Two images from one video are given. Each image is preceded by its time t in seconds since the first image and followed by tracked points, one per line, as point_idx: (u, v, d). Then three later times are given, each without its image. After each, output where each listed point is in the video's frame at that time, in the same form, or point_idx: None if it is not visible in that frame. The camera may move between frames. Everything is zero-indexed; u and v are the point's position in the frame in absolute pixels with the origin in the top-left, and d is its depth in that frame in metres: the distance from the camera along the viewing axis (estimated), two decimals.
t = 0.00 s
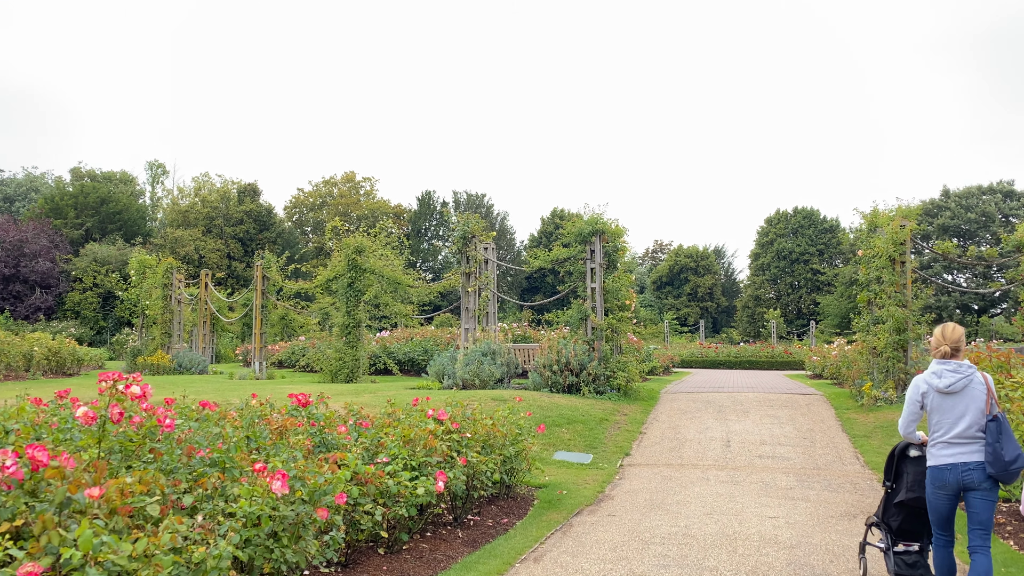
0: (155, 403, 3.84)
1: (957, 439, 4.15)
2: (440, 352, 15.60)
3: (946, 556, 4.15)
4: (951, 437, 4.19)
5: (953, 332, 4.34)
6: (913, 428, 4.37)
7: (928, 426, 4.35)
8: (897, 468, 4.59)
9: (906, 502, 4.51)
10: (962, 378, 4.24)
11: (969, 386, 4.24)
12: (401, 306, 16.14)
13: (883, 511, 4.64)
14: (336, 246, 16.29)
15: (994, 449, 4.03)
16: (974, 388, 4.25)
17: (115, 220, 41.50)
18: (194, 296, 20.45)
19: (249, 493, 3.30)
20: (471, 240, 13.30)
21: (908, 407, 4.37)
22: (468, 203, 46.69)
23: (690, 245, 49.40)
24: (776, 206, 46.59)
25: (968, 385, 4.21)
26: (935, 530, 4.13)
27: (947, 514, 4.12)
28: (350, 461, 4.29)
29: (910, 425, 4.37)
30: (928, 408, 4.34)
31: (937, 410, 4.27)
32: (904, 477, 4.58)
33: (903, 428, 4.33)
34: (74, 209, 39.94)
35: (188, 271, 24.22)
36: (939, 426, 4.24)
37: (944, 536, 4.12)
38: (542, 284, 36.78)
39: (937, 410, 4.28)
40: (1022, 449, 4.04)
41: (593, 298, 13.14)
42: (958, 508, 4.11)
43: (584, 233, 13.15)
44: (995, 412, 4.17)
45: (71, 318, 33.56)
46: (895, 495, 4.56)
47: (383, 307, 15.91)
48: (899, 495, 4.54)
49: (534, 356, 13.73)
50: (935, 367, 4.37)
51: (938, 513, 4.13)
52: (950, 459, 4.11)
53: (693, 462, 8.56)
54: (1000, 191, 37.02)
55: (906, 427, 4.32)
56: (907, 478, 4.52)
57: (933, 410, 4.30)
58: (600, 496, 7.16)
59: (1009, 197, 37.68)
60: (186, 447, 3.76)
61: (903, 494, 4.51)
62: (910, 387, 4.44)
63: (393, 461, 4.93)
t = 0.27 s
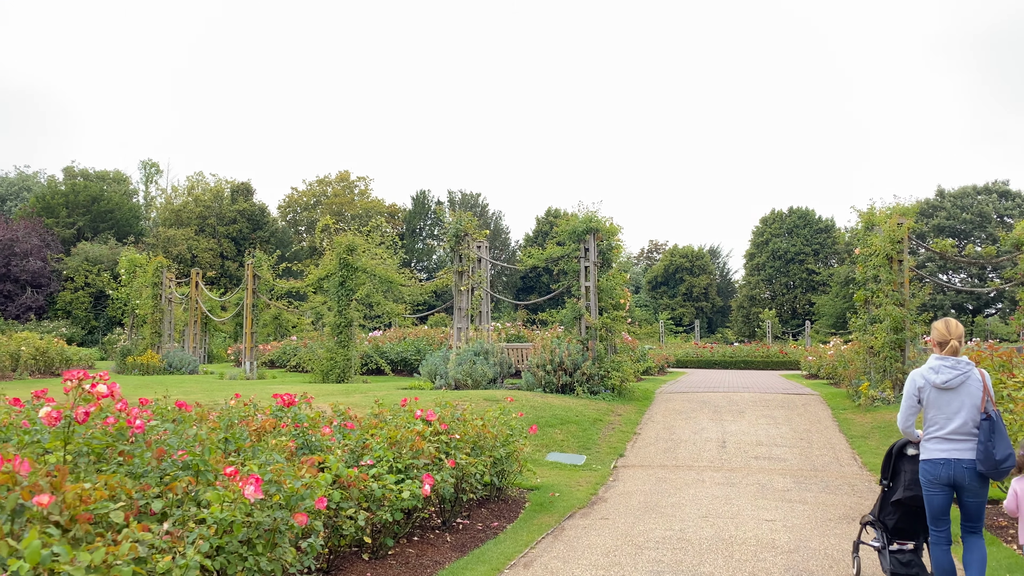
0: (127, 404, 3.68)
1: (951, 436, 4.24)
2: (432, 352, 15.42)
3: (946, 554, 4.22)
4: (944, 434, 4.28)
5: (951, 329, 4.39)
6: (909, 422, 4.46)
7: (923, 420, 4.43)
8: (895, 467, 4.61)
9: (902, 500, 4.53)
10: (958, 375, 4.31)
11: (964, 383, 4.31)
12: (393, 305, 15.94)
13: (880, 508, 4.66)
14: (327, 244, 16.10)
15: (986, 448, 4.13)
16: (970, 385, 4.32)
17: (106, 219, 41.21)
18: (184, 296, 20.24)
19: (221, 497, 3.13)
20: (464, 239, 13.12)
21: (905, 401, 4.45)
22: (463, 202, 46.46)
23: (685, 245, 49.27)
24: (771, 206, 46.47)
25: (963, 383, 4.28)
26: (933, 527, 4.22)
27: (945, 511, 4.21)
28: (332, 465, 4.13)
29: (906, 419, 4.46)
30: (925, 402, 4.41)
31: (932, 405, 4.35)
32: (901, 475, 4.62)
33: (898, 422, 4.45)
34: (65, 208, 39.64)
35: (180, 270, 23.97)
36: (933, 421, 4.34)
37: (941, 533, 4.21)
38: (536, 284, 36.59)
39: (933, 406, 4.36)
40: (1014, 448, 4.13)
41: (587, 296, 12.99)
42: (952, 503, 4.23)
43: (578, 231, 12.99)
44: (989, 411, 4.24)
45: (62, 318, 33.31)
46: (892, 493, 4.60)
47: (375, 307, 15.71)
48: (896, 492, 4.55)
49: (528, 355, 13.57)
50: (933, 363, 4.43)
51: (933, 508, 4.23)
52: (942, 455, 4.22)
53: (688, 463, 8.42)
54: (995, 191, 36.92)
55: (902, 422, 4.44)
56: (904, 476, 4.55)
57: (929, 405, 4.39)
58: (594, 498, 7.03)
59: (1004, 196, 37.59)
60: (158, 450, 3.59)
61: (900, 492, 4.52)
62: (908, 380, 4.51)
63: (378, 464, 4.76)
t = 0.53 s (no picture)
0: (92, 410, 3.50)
1: (953, 438, 4.14)
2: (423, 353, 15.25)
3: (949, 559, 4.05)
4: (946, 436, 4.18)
5: (950, 330, 4.30)
6: (906, 426, 4.35)
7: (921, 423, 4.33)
8: (887, 469, 4.48)
9: (895, 503, 4.38)
10: (956, 376, 4.24)
11: (963, 384, 4.24)
12: (383, 305, 15.75)
13: (872, 511, 4.52)
14: (316, 243, 15.91)
15: (991, 449, 4.03)
16: (968, 387, 4.25)
17: (95, 218, 40.90)
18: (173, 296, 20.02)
19: (186, 508, 2.95)
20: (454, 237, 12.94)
21: (903, 404, 4.35)
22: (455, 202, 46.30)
23: (678, 246, 49.24)
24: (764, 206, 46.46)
25: (962, 384, 4.21)
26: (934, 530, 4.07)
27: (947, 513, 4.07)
28: (310, 471, 3.97)
29: (904, 422, 4.34)
30: (923, 405, 4.32)
31: (931, 408, 4.26)
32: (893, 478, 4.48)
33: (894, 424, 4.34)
34: (54, 206, 39.33)
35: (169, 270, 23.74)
36: (931, 423, 4.24)
37: (943, 537, 4.05)
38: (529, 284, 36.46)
39: (932, 408, 4.27)
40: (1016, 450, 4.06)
41: (579, 296, 12.84)
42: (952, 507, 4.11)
43: (570, 230, 12.84)
44: (989, 412, 4.17)
45: (50, 318, 33.03)
46: (884, 496, 4.45)
47: (365, 307, 15.51)
48: (889, 495, 4.40)
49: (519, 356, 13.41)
50: (930, 365, 4.35)
51: (935, 512, 4.09)
52: (943, 458, 4.11)
53: (681, 466, 8.27)
54: (987, 192, 36.94)
55: (898, 424, 4.34)
56: (896, 478, 4.41)
57: (927, 408, 4.29)
58: (584, 503, 6.87)
59: (996, 197, 37.63)
60: (124, 457, 3.42)
61: (893, 495, 4.37)
62: (904, 383, 4.42)
63: (360, 469, 4.61)
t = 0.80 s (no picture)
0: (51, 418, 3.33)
1: (950, 446, 4.08)
2: (408, 353, 15.08)
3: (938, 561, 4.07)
4: (944, 444, 4.10)
5: (947, 336, 4.18)
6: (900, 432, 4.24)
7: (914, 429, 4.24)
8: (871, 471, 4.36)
9: (879, 505, 4.27)
10: (953, 383, 4.14)
11: (958, 391, 4.15)
12: (369, 305, 15.56)
13: (855, 513, 4.41)
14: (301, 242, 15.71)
15: (987, 455, 3.98)
16: (963, 393, 4.17)
17: (80, 216, 40.50)
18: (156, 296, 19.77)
19: (144, 522, 2.79)
20: (440, 237, 12.76)
21: (898, 411, 4.21)
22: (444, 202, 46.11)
23: (666, 246, 49.25)
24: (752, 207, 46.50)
25: (959, 391, 4.12)
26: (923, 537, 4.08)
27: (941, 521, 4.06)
28: (281, 479, 3.82)
29: (898, 429, 4.23)
30: (919, 411, 4.21)
31: (927, 415, 4.16)
32: (878, 480, 4.36)
33: (889, 432, 4.20)
34: (38, 205, 38.89)
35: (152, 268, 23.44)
36: (927, 430, 4.16)
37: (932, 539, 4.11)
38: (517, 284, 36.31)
39: (928, 415, 4.17)
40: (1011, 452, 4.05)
41: (566, 296, 12.70)
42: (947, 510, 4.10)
43: (557, 229, 12.67)
44: (982, 416, 4.13)
45: (33, 318, 32.66)
46: (869, 498, 4.34)
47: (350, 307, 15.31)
48: (873, 498, 4.29)
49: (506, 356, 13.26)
50: (924, 370, 4.23)
51: (927, 517, 4.10)
52: (940, 465, 4.05)
53: (668, 469, 8.13)
54: (974, 193, 37.07)
55: (892, 432, 4.20)
56: (881, 481, 4.30)
57: (923, 415, 4.19)
58: (569, 508, 6.71)
59: (983, 198, 37.77)
60: (83, 464, 3.25)
61: (876, 497, 4.26)
62: (897, 389, 4.28)
63: (335, 476, 4.45)
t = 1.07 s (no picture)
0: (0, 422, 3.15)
1: (939, 440, 4.05)
2: (390, 352, 14.86)
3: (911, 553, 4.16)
4: (932, 438, 4.06)
5: (932, 331, 4.18)
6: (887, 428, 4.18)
7: (902, 425, 4.18)
8: (851, 468, 4.42)
9: (858, 501, 4.36)
10: (940, 378, 4.12)
11: (945, 385, 4.13)
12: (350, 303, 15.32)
13: (835, 509, 4.50)
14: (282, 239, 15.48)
15: (978, 448, 3.95)
16: (949, 388, 4.16)
17: (58, 214, 39.93)
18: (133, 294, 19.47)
19: (88, 528, 2.62)
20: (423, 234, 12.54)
21: (887, 407, 4.14)
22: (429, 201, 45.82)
23: (651, 246, 49.23)
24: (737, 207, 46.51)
25: (947, 386, 4.10)
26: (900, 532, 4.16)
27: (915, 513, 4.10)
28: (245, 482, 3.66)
29: (886, 424, 4.17)
30: (907, 406, 4.16)
31: (916, 410, 4.12)
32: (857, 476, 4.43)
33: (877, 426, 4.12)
34: (16, 202, 38.31)
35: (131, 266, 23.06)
36: (916, 424, 4.11)
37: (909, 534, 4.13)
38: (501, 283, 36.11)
39: (917, 410, 4.13)
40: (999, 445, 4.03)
41: (550, 294, 12.54)
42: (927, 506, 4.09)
43: (541, 226, 12.50)
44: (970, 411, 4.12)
45: (10, 317, 32.14)
46: (848, 495, 4.42)
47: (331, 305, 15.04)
48: (853, 494, 4.37)
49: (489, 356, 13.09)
50: (912, 365, 4.19)
51: (907, 512, 4.10)
52: (929, 459, 4.02)
53: (652, 469, 8.00)
54: (957, 194, 37.20)
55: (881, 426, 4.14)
56: (860, 478, 4.36)
57: (912, 410, 4.14)
58: (550, 509, 6.54)
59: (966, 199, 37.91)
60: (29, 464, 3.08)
61: (857, 493, 4.34)
62: (885, 384, 4.22)
63: (305, 478, 4.29)
